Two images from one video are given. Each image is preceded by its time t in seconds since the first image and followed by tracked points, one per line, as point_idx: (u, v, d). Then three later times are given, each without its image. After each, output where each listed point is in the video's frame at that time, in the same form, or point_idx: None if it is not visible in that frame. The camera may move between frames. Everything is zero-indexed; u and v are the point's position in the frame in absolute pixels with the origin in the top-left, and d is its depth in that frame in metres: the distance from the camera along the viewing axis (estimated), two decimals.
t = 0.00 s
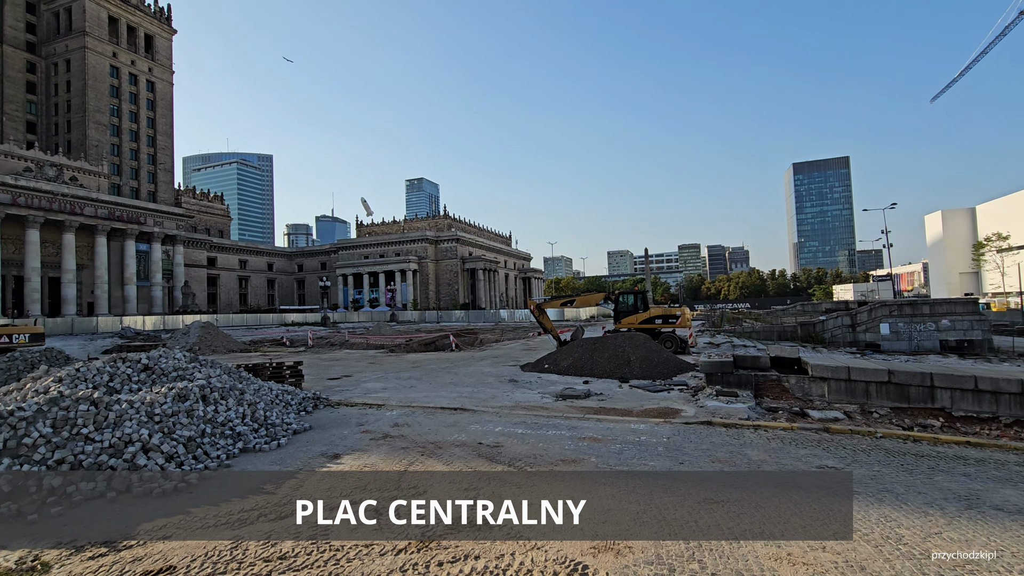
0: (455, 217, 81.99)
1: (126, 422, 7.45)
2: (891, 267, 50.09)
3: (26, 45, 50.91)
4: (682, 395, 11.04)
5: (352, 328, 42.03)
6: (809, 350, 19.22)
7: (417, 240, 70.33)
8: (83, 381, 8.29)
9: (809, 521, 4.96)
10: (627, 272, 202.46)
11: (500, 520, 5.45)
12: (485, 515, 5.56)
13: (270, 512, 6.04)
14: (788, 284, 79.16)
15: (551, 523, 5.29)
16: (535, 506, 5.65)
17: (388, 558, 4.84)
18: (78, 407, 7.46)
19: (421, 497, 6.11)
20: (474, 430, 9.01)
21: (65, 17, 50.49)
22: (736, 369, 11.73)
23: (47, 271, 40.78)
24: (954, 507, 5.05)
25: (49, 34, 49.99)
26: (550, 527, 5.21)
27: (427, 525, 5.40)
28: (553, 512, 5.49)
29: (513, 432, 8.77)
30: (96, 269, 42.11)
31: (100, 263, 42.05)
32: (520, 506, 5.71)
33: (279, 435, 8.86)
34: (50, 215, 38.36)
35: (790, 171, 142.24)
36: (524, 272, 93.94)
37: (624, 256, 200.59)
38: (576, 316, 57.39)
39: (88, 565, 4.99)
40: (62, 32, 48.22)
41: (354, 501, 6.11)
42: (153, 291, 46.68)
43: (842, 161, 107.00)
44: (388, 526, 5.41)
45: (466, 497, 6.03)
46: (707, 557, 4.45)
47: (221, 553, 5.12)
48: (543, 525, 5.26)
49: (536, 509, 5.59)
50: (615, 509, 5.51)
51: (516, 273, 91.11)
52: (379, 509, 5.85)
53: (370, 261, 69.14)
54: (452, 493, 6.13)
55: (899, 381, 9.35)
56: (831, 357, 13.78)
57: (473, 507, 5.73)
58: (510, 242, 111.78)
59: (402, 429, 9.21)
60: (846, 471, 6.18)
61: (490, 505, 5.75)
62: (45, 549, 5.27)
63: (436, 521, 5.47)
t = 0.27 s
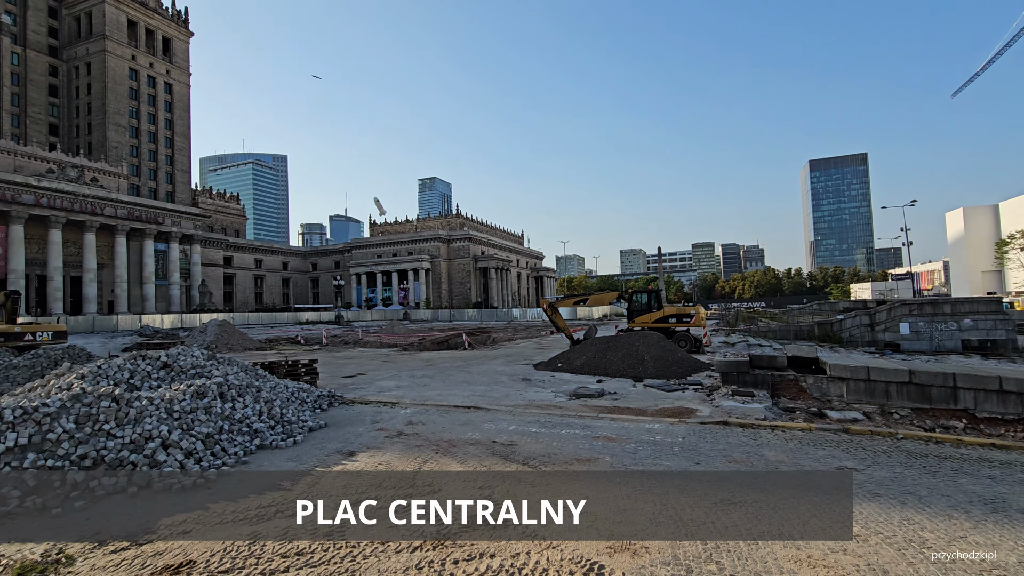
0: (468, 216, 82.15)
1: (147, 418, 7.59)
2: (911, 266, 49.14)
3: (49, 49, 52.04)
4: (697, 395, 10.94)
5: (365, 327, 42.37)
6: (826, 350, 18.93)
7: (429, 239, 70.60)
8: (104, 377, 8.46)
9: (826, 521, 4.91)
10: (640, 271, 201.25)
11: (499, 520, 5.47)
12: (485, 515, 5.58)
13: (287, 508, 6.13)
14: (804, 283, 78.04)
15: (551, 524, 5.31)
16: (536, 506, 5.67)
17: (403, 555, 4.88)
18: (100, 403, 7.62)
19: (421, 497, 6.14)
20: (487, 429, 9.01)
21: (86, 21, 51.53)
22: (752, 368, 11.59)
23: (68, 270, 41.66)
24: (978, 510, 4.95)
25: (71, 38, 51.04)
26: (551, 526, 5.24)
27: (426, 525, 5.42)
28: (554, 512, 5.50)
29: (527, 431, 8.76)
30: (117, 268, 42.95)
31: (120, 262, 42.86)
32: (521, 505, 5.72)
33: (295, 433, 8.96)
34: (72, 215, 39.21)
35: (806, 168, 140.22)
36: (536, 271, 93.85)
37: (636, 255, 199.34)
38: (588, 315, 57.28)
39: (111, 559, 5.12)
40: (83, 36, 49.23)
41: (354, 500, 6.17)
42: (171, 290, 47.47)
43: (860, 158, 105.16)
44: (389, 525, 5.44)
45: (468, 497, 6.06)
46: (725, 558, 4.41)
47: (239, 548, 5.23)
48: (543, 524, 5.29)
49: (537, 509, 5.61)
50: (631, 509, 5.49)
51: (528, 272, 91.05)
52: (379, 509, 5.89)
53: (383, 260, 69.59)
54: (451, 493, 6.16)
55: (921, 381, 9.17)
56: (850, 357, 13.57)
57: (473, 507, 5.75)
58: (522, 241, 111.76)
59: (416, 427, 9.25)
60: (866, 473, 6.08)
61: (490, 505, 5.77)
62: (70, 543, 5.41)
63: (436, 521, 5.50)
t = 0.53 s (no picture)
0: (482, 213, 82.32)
1: (171, 412, 7.76)
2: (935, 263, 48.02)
3: (75, 51, 53.31)
4: (715, 394, 10.83)
5: (382, 323, 42.76)
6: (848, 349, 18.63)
7: (445, 236, 70.90)
8: (130, 372, 8.66)
9: (849, 522, 4.84)
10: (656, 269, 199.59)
11: (499, 520, 5.48)
12: (485, 515, 5.60)
13: (307, 502, 6.24)
14: (824, 281, 76.71)
15: (551, 523, 5.32)
16: (536, 506, 5.68)
17: (423, 550, 4.97)
18: (127, 396, 7.82)
19: (424, 497, 6.17)
20: (504, 426, 9.04)
21: (111, 24, 52.67)
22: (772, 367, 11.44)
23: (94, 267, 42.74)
24: (1007, 513, 4.84)
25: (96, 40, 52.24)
26: (552, 526, 5.25)
27: (426, 525, 5.46)
28: (553, 512, 5.52)
29: (544, 428, 8.77)
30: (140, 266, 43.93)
31: (143, 260, 43.83)
32: (520, 506, 5.73)
33: (315, 427, 9.09)
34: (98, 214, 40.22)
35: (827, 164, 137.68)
36: (551, 269, 93.73)
37: (652, 253, 197.89)
38: (604, 312, 57.03)
39: (138, 549, 5.27)
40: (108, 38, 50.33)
41: (354, 500, 6.18)
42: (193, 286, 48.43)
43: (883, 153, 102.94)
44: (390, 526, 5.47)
45: (467, 497, 6.07)
46: (747, 558, 4.38)
47: (262, 540, 5.36)
48: (542, 524, 5.30)
49: (537, 509, 5.62)
50: (650, 508, 5.48)
51: (543, 270, 90.99)
52: (378, 509, 5.91)
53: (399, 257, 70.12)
54: (449, 493, 6.17)
55: (947, 381, 8.97)
56: (873, 356, 13.30)
57: (473, 507, 5.75)
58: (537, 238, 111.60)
59: (434, 423, 9.31)
60: (890, 474, 5.97)
61: (490, 505, 5.78)
62: (99, 533, 5.58)
63: (436, 521, 5.52)
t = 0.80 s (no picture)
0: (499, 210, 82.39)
1: (197, 404, 7.95)
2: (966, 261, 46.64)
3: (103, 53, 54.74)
4: (736, 393, 10.71)
5: (400, 320, 43.17)
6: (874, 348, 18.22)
7: (462, 233, 71.16)
8: (157, 365, 8.89)
9: (875, 525, 4.76)
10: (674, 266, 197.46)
11: (499, 520, 5.50)
12: (485, 515, 5.62)
13: (328, 494, 6.38)
14: (848, 279, 75.06)
15: (552, 523, 5.34)
16: (536, 506, 5.68)
17: (443, 545, 5.06)
18: (154, 389, 8.03)
19: (424, 497, 6.18)
20: (522, 422, 9.07)
21: (137, 25, 53.95)
22: (795, 366, 11.28)
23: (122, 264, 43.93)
24: None
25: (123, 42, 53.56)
26: (551, 527, 5.26)
27: (427, 525, 5.46)
28: (554, 512, 5.53)
29: (562, 424, 8.78)
30: (165, 262, 45.05)
31: (169, 256, 44.92)
32: (521, 506, 5.73)
33: (335, 421, 9.22)
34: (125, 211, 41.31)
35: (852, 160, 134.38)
36: (568, 266, 93.45)
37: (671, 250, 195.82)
38: (622, 310, 56.72)
39: (166, 538, 5.44)
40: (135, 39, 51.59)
41: (353, 501, 6.17)
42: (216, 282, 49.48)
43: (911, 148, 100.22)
44: (389, 526, 5.48)
45: (466, 497, 6.09)
46: (770, 559, 4.33)
47: (285, 532, 5.51)
48: (542, 524, 5.31)
49: (537, 509, 5.63)
50: (669, 506, 5.47)
51: (561, 267, 90.82)
52: (379, 510, 5.92)
53: (417, 254, 70.61)
54: (462, 491, 6.24)
55: (978, 382, 8.71)
56: (899, 355, 13.00)
57: (473, 507, 5.78)
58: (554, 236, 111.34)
59: (452, 419, 9.37)
60: (916, 476, 5.84)
61: (490, 505, 5.80)
62: (129, 521, 5.78)
63: (437, 521, 5.54)
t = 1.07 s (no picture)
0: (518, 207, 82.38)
1: (222, 398, 8.13)
2: (1001, 259, 45.12)
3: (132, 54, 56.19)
4: (758, 392, 10.54)
5: (418, 316, 43.51)
6: (902, 348, 17.78)
7: (480, 230, 71.35)
8: (184, 359, 9.12)
9: (902, 528, 4.66)
10: (693, 263, 195.01)
11: (499, 520, 5.52)
12: (484, 515, 5.63)
13: (349, 488, 6.50)
14: (875, 277, 73.23)
15: (551, 524, 5.34)
16: (536, 506, 5.68)
17: (462, 539, 5.13)
18: (181, 381, 8.23)
19: (422, 496, 6.20)
20: (541, 419, 9.08)
21: (164, 27, 55.23)
22: (819, 366, 11.06)
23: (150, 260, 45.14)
24: None
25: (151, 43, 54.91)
26: (548, 527, 5.26)
27: (426, 525, 5.47)
28: (554, 512, 5.53)
29: (581, 422, 8.76)
30: (191, 258, 46.16)
31: (194, 253, 46.02)
32: (520, 506, 5.74)
33: (356, 416, 9.36)
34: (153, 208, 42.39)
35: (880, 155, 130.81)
36: (587, 263, 93.04)
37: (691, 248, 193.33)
38: (640, 307, 56.22)
39: (193, 527, 5.60)
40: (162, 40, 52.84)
41: (354, 500, 6.16)
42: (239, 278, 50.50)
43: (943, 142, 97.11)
44: (398, 523, 5.54)
45: (462, 497, 6.09)
46: (794, 560, 4.28)
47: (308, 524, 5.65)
48: (551, 523, 5.33)
49: (537, 509, 5.63)
50: (689, 505, 5.43)
51: (579, 264, 90.50)
52: (378, 510, 5.94)
53: (436, 251, 71.05)
54: (481, 487, 6.32)
55: (1013, 384, 8.43)
56: (929, 356, 12.65)
57: (473, 507, 5.79)
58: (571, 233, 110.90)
59: (471, 415, 9.43)
60: (947, 479, 5.68)
61: (490, 505, 5.81)
62: (158, 510, 5.97)
63: (436, 522, 5.55)
